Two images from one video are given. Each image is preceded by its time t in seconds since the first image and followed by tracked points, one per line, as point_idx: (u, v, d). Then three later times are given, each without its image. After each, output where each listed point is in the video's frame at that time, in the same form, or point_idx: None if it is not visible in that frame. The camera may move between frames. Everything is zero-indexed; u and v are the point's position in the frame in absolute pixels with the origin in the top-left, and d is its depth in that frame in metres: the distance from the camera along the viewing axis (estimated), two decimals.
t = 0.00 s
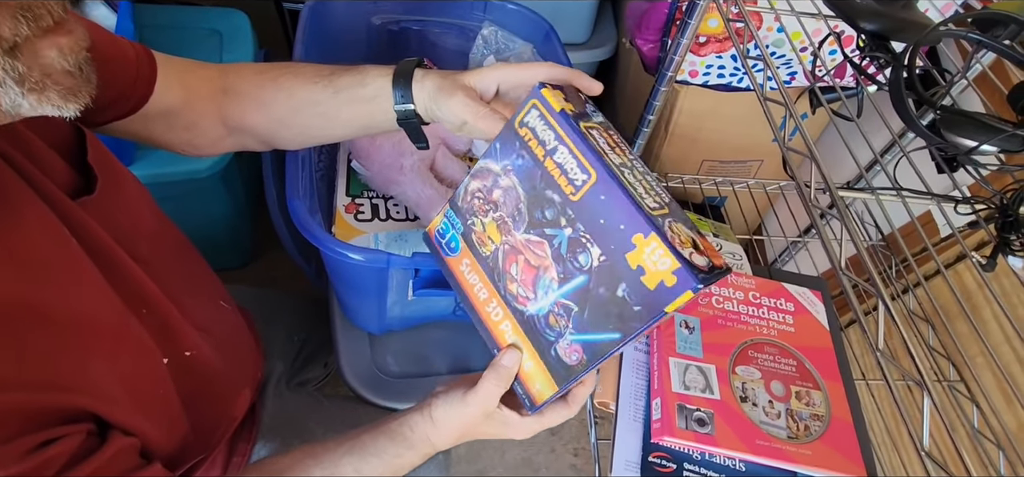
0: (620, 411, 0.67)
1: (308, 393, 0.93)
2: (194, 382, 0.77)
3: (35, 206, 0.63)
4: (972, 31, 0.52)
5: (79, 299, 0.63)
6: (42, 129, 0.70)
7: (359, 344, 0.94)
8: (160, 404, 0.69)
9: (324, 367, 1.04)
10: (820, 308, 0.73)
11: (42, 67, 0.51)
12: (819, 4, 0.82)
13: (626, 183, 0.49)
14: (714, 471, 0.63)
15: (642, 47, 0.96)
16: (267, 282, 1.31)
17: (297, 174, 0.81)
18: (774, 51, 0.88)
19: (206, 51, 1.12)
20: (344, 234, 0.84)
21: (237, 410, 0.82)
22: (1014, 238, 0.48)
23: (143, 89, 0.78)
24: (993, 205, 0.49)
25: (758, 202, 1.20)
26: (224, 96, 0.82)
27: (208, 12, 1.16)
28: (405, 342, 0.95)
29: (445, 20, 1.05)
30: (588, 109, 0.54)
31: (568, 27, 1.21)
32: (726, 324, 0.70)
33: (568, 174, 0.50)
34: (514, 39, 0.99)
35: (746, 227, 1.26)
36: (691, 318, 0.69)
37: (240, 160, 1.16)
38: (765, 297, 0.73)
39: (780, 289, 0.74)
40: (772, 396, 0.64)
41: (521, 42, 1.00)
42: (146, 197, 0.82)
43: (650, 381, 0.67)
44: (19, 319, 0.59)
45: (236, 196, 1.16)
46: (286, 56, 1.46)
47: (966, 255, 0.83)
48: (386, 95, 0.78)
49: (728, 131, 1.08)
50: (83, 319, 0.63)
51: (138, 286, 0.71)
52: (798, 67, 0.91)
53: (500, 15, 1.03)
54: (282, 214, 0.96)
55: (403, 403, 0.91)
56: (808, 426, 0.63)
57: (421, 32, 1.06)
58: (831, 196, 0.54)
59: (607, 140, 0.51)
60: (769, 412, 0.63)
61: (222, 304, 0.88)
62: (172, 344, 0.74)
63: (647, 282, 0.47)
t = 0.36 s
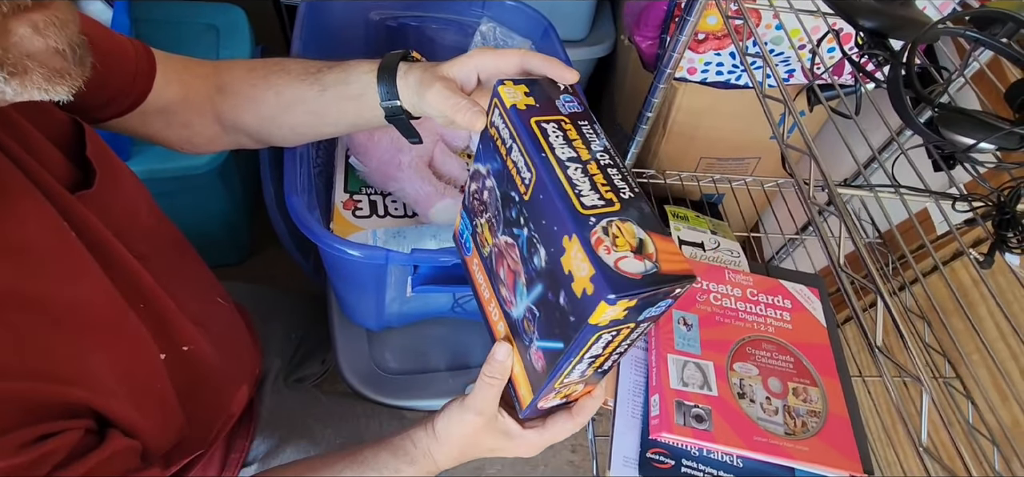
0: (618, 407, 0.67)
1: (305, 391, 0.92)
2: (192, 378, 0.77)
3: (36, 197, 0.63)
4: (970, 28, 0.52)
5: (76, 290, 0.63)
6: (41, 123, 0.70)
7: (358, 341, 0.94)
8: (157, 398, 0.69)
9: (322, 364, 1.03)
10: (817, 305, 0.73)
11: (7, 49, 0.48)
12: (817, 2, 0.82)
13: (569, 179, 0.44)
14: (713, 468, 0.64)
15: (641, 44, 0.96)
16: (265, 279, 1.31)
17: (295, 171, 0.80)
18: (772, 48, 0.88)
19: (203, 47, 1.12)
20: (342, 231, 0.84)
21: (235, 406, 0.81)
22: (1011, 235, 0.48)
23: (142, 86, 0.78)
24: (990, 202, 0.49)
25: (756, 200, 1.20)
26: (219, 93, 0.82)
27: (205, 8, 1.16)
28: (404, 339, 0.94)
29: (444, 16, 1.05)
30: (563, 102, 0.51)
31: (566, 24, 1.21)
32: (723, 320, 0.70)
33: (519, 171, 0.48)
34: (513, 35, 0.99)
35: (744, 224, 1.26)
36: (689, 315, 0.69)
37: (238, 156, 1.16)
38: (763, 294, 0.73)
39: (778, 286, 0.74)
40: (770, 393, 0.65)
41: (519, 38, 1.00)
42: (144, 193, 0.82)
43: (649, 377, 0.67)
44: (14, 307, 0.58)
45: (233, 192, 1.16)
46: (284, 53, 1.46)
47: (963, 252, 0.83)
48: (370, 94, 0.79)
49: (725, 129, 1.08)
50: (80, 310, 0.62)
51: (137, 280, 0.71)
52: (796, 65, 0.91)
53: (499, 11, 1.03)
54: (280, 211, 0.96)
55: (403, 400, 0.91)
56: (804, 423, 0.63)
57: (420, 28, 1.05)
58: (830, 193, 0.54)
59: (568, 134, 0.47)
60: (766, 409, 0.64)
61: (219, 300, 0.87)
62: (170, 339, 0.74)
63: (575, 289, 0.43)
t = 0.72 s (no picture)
0: (614, 406, 0.67)
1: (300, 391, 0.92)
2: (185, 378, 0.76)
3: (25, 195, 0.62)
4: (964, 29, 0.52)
5: (69, 287, 0.62)
6: (35, 120, 0.70)
7: (353, 340, 0.94)
8: (150, 395, 0.68)
9: (316, 363, 1.02)
10: (812, 304, 0.73)
11: None
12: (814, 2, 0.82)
13: (543, 172, 0.44)
14: (707, 466, 0.65)
15: (637, 44, 0.96)
16: (259, 277, 1.30)
17: (290, 169, 0.80)
18: (769, 48, 0.88)
19: (196, 44, 1.11)
20: (337, 229, 0.83)
21: (228, 406, 0.80)
22: (1004, 235, 0.48)
23: (135, 82, 0.77)
24: (984, 202, 0.49)
25: (751, 199, 1.20)
26: (213, 91, 0.82)
27: (198, 4, 1.15)
28: (399, 338, 0.94)
29: (439, 14, 1.04)
30: (557, 98, 0.51)
31: (562, 22, 1.21)
32: (719, 320, 0.70)
33: (504, 168, 0.48)
34: (510, 33, 0.98)
35: (738, 223, 1.26)
36: (684, 314, 0.69)
37: (231, 154, 1.15)
38: (758, 294, 0.73)
39: (773, 285, 0.74)
40: (765, 392, 0.65)
41: (516, 36, 0.99)
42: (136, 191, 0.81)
43: (645, 376, 0.67)
44: (6, 306, 0.58)
45: (227, 190, 1.15)
46: (278, 50, 1.45)
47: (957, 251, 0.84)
48: (363, 94, 0.78)
49: (720, 128, 1.08)
50: (72, 307, 0.62)
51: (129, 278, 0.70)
52: (792, 65, 0.91)
53: (496, 9, 1.02)
54: (274, 209, 0.96)
55: (400, 400, 0.90)
56: (799, 422, 0.63)
57: (416, 26, 1.05)
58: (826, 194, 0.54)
59: (553, 130, 0.47)
60: (761, 408, 0.64)
61: (213, 300, 0.87)
62: (163, 338, 0.73)
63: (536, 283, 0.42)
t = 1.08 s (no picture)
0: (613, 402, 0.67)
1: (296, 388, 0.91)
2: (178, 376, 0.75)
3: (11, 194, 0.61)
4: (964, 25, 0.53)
5: (55, 287, 0.61)
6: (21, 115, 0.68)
7: (350, 336, 0.93)
8: (144, 394, 0.68)
9: (313, 361, 1.01)
10: (809, 300, 0.73)
11: (16, 76, 0.50)
12: None
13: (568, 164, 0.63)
14: (706, 462, 0.65)
15: (635, 39, 0.95)
16: (253, 274, 1.28)
17: (285, 162, 0.79)
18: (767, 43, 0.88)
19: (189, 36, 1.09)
20: (333, 224, 0.83)
21: (224, 402, 0.80)
22: (1005, 229, 0.48)
23: (121, 61, 0.75)
24: (985, 197, 0.49)
25: (747, 195, 1.20)
26: (205, 82, 0.80)
27: None
28: (396, 335, 0.93)
29: (436, 8, 1.02)
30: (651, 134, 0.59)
31: (558, 17, 1.20)
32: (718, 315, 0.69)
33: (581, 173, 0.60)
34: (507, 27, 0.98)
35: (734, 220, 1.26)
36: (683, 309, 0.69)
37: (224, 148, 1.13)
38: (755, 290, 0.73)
39: (771, 281, 0.74)
40: (763, 387, 0.65)
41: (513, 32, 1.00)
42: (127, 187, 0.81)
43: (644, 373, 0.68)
44: None
45: (220, 185, 1.13)
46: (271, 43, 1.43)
47: (958, 244, 0.85)
48: (364, 64, 0.79)
49: (717, 124, 1.08)
50: (60, 305, 0.61)
51: (118, 275, 0.70)
52: (790, 61, 0.90)
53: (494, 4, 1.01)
54: (269, 204, 0.94)
55: (400, 396, 0.89)
56: (797, 416, 0.64)
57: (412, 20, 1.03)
58: (829, 188, 0.54)
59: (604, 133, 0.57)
60: (760, 403, 0.64)
61: (206, 296, 0.86)
62: (155, 335, 0.72)
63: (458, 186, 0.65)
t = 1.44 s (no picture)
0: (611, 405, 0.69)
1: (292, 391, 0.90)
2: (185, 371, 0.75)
3: (41, 187, 0.64)
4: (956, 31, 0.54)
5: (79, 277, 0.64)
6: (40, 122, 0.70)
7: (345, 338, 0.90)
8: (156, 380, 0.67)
9: (309, 363, 1.00)
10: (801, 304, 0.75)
11: (98, 84, 0.59)
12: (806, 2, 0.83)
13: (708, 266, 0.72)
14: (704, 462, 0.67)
15: (630, 42, 0.95)
16: (247, 276, 1.27)
17: (280, 164, 0.78)
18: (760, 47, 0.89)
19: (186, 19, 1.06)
20: (329, 227, 0.82)
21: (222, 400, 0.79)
22: (1000, 235, 0.49)
23: None
24: (980, 203, 0.49)
25: (741, 196, 1.21)
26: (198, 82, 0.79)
27: None
28: (392, 337, 0.92)
29: (431, 10, 1.02)
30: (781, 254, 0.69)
31: (553, 18, 1.20)
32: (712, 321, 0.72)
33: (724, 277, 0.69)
34: (503, 29, 0.99)
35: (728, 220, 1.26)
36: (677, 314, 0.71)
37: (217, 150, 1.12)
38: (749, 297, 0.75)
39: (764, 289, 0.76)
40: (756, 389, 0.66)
41: (508, 33, 1.00)
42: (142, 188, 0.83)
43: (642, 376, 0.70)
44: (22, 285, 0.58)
45: (213, 186, 1.12)
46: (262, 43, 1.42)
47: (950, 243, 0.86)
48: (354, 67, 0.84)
49: (711, 126, 1.09)
50: (82, 292, 0.63)
51: (132, 269, 0.72)
52: (783, 64, 0.91)
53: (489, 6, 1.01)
54: (264, 206, 0.95)
55: (397, 399, 0.85)
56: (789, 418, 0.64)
57: (406, 21, 1.03)
58: (827, 194, 0.55)
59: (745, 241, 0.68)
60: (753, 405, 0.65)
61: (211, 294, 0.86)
62: (164, 331, 0.73)
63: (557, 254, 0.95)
